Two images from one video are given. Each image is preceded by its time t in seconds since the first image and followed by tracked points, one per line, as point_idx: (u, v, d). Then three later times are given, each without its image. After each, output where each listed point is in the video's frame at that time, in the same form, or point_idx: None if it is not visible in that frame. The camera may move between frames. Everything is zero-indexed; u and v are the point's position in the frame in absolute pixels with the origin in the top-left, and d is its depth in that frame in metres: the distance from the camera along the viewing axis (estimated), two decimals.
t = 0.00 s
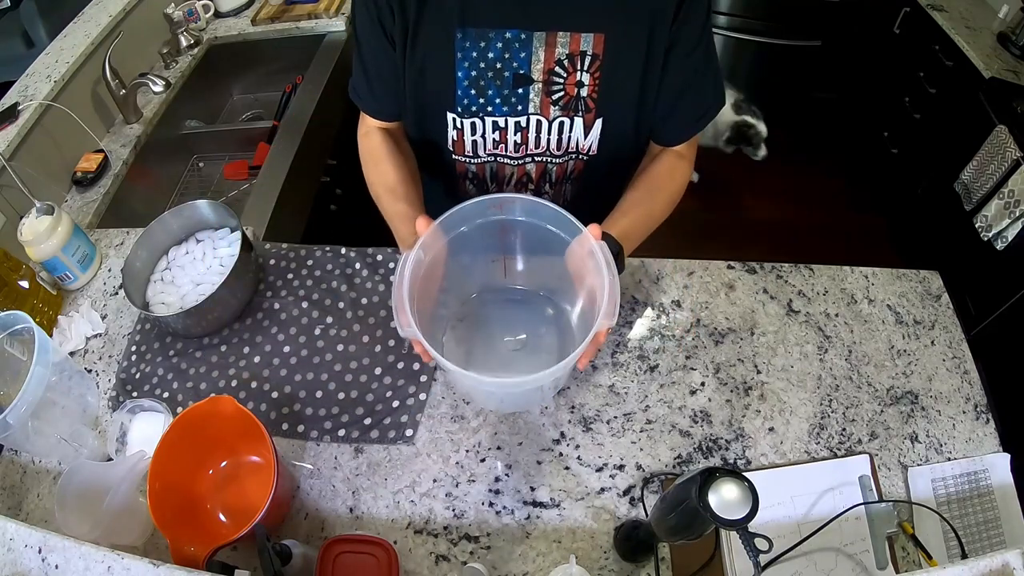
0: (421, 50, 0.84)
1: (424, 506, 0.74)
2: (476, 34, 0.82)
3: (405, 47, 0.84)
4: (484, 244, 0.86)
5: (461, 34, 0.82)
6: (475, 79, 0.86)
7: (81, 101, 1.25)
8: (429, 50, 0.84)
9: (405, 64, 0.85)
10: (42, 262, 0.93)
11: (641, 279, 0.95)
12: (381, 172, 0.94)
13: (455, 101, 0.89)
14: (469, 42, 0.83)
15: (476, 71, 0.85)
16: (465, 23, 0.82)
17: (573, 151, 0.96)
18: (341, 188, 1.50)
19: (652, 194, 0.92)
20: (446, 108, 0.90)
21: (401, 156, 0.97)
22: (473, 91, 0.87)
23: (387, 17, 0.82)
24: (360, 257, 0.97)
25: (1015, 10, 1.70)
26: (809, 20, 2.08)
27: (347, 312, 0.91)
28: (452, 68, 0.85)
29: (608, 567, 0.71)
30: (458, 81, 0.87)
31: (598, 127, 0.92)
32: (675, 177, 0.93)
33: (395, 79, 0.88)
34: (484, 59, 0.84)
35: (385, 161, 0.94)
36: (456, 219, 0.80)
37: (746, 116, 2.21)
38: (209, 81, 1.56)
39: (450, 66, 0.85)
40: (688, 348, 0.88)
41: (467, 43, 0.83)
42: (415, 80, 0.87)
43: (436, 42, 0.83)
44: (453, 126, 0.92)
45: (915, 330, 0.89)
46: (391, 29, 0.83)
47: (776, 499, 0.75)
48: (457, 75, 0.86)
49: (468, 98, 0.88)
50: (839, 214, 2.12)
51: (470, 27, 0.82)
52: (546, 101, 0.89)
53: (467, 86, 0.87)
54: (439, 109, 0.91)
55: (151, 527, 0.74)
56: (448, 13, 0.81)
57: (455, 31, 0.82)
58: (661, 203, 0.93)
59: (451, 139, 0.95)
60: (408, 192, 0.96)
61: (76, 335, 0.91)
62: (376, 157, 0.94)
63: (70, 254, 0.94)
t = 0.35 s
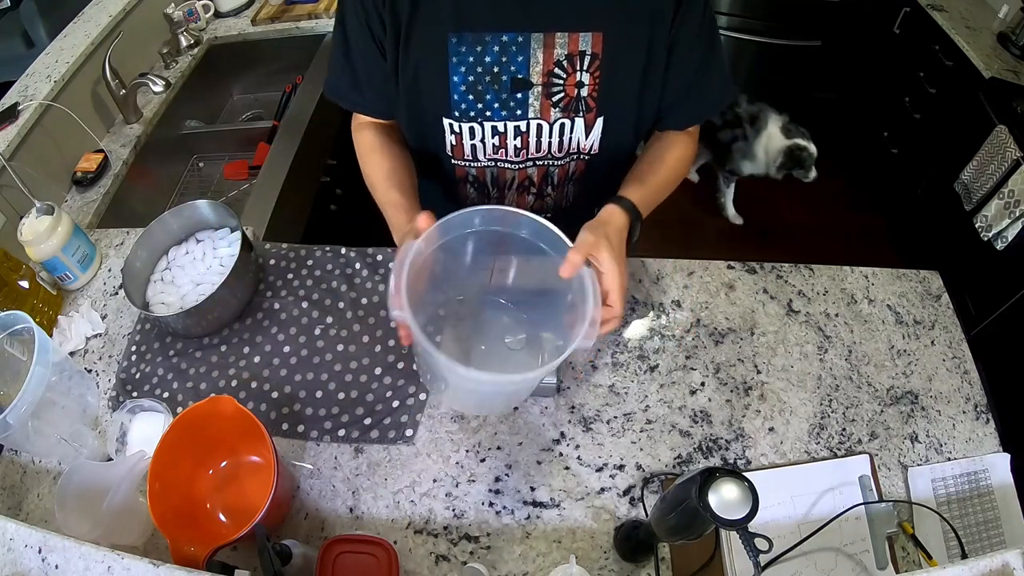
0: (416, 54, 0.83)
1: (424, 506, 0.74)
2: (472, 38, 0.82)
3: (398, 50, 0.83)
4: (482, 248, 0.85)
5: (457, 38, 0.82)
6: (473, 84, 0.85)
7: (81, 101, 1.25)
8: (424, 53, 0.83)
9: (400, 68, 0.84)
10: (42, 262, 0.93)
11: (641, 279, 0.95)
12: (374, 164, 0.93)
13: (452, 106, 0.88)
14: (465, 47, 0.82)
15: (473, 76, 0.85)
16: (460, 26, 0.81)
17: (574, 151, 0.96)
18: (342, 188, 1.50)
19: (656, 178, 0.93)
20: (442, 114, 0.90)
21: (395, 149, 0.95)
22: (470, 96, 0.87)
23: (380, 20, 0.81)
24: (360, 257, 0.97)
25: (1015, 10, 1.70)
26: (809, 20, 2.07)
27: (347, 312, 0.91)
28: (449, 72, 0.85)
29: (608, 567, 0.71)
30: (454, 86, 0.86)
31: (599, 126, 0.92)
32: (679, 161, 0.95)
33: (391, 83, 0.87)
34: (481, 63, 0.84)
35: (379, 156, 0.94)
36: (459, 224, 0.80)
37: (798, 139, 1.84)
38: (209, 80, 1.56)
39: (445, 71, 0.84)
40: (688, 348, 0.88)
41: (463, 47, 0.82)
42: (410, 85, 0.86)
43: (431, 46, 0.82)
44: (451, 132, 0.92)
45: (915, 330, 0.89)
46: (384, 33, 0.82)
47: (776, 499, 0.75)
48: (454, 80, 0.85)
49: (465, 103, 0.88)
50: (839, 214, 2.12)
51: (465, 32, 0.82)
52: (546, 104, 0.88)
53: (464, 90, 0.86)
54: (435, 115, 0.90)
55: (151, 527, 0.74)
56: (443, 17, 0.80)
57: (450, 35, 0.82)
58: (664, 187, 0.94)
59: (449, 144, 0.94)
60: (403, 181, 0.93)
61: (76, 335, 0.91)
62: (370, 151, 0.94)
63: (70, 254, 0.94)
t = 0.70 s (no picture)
0: (404, 57, 0.85)
1: (424, 506, 0.74)
2: (462, 39, 0.84)
3: (385, 56, 0.84)
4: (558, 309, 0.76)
5: (447, 39, 0.84)
6: (463, 84, 0.88)
7: (81, 101, 1.25)
8: (413, 56, 0.85)
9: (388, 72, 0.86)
10: (42, 262, 0.93)
11: (641, 278, 0.94)
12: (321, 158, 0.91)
13: (442, 107, 0.91)
14: (455, 48, 0.85)
15: (463, 77, 0.87)
16: (450, 28, 0.83)
17: (564, 150, 0.98)
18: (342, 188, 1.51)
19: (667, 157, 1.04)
20: (433, 114, 0.92)
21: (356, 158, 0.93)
22: (461, 97, 0.89)
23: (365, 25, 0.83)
24: (360, 256, 0.96)
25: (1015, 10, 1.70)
26: (808, 20, 2.09)
27: (347, 312, 0.91)
28: (439, 73, 0.87)
29: (608, 567, 0.71)
30: (445, 87, 0.88)
31: (590, 125, 0.94)
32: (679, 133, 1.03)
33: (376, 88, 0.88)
34: (471, 64, 0.86)
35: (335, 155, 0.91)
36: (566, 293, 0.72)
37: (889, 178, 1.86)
38: (209, 81, 1.55)
39: (437, 73, 0.87)
40: (688, 348, 0.88)
41: (453, 47, 0.84)
42: (399, 88, 0.88)
43: (420, 49, 0.84)
44: (442, 131, 0.94)
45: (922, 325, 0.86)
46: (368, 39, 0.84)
47: (776, 499, 0.75)
48: (445, 81, 0.88)
49: (456, 103, 0.90)
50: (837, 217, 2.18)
51: (456, 33, 0.84)
52: (536, 104, 0.91)
53: (455, 91, 0.88)
54: (426, 115, 0.92)
55: (151, 528, 0.74)
56: (433, 20, 0.82)
57: (441, 37, 0.84)
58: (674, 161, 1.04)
59: (440, 143, 0.97)
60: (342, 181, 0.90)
61: (76, 335, 0.91)
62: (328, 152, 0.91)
63: (70, 254, 0.94)
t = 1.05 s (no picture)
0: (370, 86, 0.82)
1: (424, 506, 0.75)
2: (427, 64, 0.79)
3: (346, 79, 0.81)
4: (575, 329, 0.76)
5: (412, 66, 0.79)
6: (433, 108, 0.84)
7: (81, 101, 1.25)
8: (379, 84, 0.81)
9: (360, 103, 0.84)
10: (42, 262, 0.93)
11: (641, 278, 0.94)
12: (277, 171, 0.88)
13: (417, 130, 0.87)
14: (421, 73, 0.80)
15: (433, 100, 0.83)
16: (413, 53, 0.79)
17: (541, 160, 0.97)
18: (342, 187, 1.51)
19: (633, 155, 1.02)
20: (408, 137, 0.88)
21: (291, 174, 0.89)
22: (433, 120, 0.86)
23: (321, 64, 0.79)
24: (360, 256, 0.96)
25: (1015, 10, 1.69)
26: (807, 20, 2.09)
27: (347, 312, 0.91)
28: (408, 100, 0.83)
29: (608, 567, 0.71)
30: (416, 112, 0.85)
31: (564, 132, 0.92)
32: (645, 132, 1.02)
33: (349, 116, 0.86)
34: (439, 87, 0.82)
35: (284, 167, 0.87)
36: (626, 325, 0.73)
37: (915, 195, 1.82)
38: (209, 80, 1.55)
39: (406, 99, 0.83)
40: (688, 348, 0.88)
41: (419, 74, 0.80)
42: (371, 113, 0.85)
43: (383, 76, 0.81)
44: (419, 155, 0.91)
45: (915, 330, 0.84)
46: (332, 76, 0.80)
47: (776, 499, 0.75)
48: (414, 106, 0.84)
49: (429, 126, 0.86)
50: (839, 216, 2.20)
51: (421, 58, 0.79)
52: (508, 119, 0.88)
53: (426, 115, 0.85)
54: (401, 137, 0.88)
55: (151, 528, 0.74)
56: (393, 47, 0.78)
57: (405, 64, 0.79)
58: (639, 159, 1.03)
59: (419, 166, 0.94)
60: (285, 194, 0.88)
61: (76, 335, 0.91)
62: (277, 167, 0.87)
63: (70, 254, 0.94)
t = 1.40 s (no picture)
0: (339, 89, 0.82)
1: (424, 506, 0.75)
2: (391, 66, 0.80)
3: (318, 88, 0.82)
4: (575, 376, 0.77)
5: (376, 69, 0.80)
6: (400, 109, 0.84)
7: (81, 101, 1.25)
8: (347, 87, 0.82)
9: (328, 109, 0.84)
10: (42, 262, 0.93)
11: (641, 278, 0.94)
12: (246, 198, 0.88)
13: (386, 134, 0.87)
14: (386, 76, 0.81)
15: (399, 102, 0.83)
16: (377, 57, 0.80)
17: (514, 156, 0.95)
18: (342, 187, 1.51)
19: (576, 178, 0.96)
20: (380, 141, 0.88)
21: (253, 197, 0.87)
22: (401, 122, 0.85)
23: (288, 69, 0.80)
24: (360, 256, 0.96)
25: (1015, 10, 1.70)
26: (807, 20, 2.09)
27: (347, 312, 0.91)
28: (375, 101, 0.83)
29: (608, 567, 0.71)
30: (384, 115, 0.84)
31: (533, 128, 0.91)
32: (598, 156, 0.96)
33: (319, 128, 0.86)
34: (404, 89, 0.82)
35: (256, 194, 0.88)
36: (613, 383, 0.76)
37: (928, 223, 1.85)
38: (209, 80, 1.55)
39: (374, 103, 0.83)
40: (688, 348, 0.88)
41: (384, 77, 0.81)
42: (342, 120, 0.85)
43: (349, 77, 0.81)
44: (392, 158, 0.90)
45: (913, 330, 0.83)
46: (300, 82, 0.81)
47: (776, 499, 0.75)
48: (382, 108, 0.84)
49: (398, 129, 0.86)
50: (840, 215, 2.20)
51: (385, 61, 0.80)
52: (476, 117, 0.87)
53: (394, 117, 0.85)
54: (372, 141, 0.88)
55: (151, 528, 0.74)
56: (357, 48, 0.79)
57: (370, 68, 0.80)
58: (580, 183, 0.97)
59: (393, 170, 0.92)
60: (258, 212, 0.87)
61: (76, 335, 0.91)
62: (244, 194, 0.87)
63: (70, 254, 0.94)
